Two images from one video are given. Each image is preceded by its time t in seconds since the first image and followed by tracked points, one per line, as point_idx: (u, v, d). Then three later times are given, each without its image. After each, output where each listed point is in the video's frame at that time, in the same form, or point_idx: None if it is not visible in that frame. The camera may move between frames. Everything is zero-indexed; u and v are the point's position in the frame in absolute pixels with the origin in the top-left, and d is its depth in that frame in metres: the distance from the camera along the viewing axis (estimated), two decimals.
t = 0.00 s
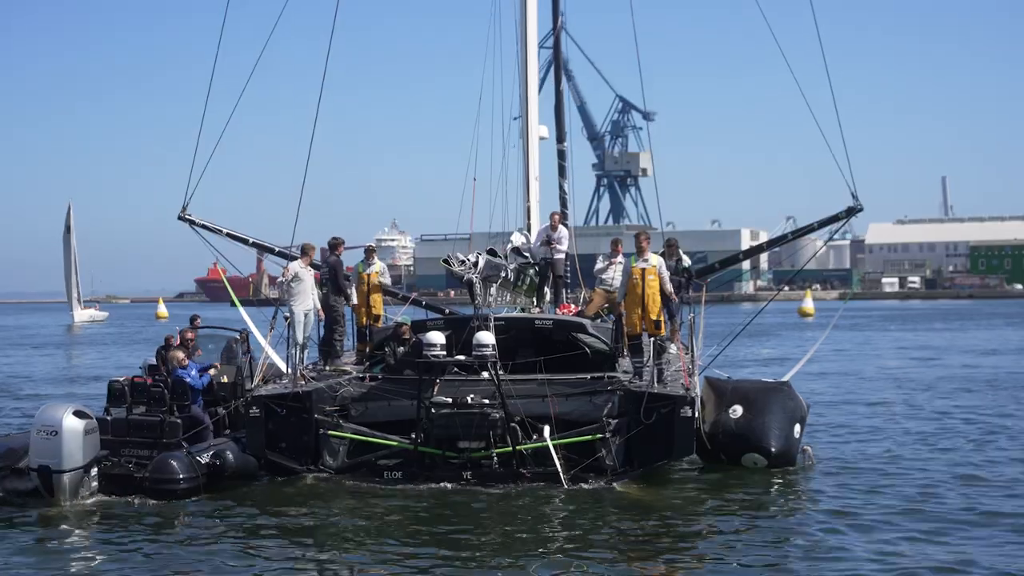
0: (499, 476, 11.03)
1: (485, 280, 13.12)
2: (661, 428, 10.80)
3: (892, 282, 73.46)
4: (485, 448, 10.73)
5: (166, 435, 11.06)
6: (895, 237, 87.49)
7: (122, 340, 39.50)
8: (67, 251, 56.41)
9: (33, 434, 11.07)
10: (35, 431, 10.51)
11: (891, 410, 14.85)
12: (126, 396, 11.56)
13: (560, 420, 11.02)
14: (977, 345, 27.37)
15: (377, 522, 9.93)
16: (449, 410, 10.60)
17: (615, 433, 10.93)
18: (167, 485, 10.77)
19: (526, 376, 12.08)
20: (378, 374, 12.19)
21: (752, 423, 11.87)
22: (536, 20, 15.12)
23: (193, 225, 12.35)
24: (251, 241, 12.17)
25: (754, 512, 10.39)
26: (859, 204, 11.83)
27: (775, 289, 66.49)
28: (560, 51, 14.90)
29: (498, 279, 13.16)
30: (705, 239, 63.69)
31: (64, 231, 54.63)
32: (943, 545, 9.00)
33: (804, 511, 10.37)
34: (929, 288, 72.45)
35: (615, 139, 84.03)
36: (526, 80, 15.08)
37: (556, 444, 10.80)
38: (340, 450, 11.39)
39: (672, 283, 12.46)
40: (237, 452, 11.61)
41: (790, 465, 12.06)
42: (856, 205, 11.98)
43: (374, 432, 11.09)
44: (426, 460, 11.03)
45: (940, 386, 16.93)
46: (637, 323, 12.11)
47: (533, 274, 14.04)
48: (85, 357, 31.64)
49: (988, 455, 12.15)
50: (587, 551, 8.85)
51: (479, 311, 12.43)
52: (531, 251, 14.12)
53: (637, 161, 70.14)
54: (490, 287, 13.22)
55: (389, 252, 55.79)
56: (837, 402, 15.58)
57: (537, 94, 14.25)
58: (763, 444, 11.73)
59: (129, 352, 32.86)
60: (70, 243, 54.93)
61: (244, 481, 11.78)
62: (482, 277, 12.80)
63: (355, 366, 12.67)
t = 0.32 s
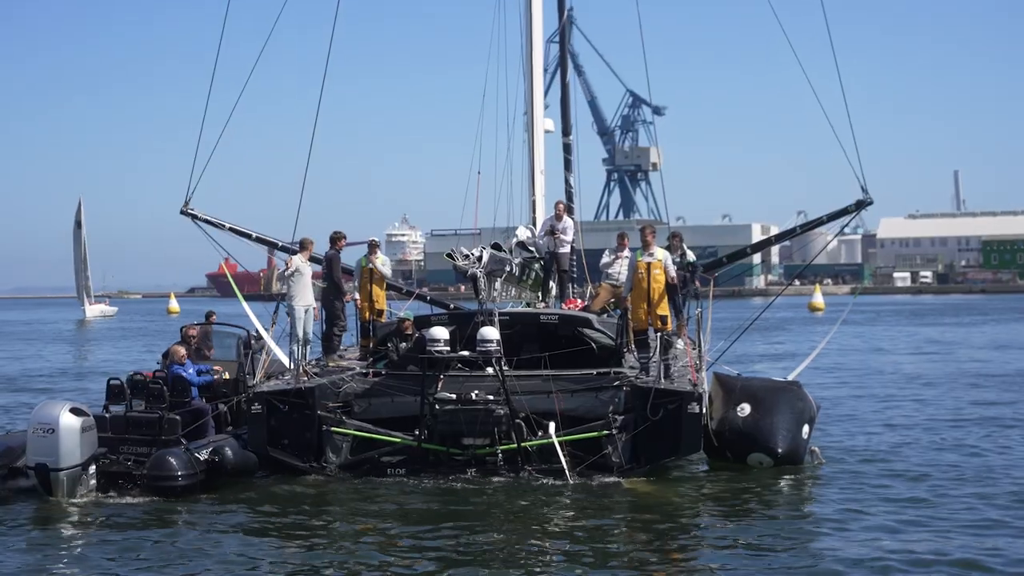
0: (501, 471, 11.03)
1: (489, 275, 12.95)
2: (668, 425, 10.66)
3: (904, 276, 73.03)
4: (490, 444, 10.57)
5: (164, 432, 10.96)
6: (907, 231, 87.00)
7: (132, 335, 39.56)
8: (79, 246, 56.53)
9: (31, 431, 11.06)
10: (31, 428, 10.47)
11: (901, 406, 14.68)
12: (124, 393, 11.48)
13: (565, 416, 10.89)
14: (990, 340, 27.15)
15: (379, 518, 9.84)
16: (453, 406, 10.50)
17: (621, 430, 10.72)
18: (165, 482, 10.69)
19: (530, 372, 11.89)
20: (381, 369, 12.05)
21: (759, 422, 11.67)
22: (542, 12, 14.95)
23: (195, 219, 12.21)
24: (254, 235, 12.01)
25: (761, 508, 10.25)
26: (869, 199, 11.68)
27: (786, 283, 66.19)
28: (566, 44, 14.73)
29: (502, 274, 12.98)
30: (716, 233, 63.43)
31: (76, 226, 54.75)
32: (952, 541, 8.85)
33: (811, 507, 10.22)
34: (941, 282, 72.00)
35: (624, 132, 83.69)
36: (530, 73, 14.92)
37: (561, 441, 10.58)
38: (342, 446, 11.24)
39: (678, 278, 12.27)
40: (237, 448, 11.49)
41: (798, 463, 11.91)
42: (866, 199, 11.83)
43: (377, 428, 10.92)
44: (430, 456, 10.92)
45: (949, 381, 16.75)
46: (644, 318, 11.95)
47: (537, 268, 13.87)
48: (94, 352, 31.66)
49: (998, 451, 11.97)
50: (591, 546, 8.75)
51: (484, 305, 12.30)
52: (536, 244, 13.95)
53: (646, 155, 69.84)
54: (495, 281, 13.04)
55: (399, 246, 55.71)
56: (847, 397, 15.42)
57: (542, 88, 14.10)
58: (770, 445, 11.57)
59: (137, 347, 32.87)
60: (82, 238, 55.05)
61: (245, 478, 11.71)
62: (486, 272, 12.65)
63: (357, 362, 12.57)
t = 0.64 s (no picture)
0: (509, 467, 10.93)
1: (498, 269, 12.73)
2: (679, 422, 10.48)
3: (920, 276, 72.54)
4: (497, 441, 10.55)
5: (167, 424, 11.06)
6: (923, 230, 86.43)
7: (145, 327, 39.67)
8: (94, 238, 56.70)
9: (31, 424, 11.15)
10: (32, 422, 10.57)
11: (915, 405, 14.45)
12: (127, 386, 11.56)
13: (573, 413, 10.74)
14: (1005, 341, 26.88)
15: (383, 513, 9.75)
16: (460, 402, 10.33)
17: (631, 427, 10.62)
18: (167, 476, 10.66)
19: (539, 367, 11.66)
20: (388, 364, 11.88)
21: (770, 420, 11.51)
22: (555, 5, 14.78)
23: (201, 210, 12.07)
24: (261, 228, 11.81)
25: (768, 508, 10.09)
26: (885, 196, 11.54)
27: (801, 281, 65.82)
28: (579, 37, 14.56)
29: (512, 268, 12.84)
30: (730, 231, 63.09)
31: (92, 217, 54.92)
32: (963, 544, 8.65)
33: (819, 507, 10.05)
34: (958, 281, 71.41)
35: (641, 128, 83.38)
36: (543, 66, 14.74)
37: (569, 438, 10.51)
38: (348, 442, 11.07)
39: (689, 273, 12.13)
40: (240, 441, 11.60)
41: (809, 463, 11.74)
42: (882, 196, 11.71)
43: (384, 424, 10.82)
44: (437, 453, 10.77)
45: (966, 380, 16.49)
46: (654, 315, 11.81)
47: (548, 263, 13.73)
48: (106, 343, 31.76)
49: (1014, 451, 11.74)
50: (594, 544, 8.64)
51: (493, 300, 12.12)
52: (546, 239, 13.71)
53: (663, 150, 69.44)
54: (504, 277, 12.89)
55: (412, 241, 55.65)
56: (860, 396, 15.22)
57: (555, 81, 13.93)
58: (782, 443, 11.41)
59: (152, 338, 33.02)
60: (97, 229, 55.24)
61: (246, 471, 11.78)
62: (495, 266, 12.49)
63: (364, 356, 12.39)
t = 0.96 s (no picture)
0: (523, 434, 14.22)
1: (513, 279, 16.16)
2: (656, 403, 13.70)
3: (908, 292, 75.83)
4: (513, 414, 13.78)
5: (254, 402, 14.37)
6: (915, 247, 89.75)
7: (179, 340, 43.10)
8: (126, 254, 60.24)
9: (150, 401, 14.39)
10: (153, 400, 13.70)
11: (851, 408, 17.68)
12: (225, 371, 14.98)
13: (573, 391, 13.94)
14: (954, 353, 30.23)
15: (425, 469, 12.98)
16: (484, 383, 13.59)
17: (618, 403, 13.92)
18: (253, 442, 13.85)
19: (546, 356, 14.97)
20: (428, 353, 15.28)
21: (727, 397, 14.40)
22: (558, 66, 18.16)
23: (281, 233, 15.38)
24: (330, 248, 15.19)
25: (718, 463, 13.26)
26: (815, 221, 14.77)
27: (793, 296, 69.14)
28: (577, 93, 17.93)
29: (524, 277, 16.26)
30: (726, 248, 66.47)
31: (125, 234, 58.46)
32: (853, 489, 11.84)
33: (757, 464, 13.23)
34: (946, 294, 74.57)
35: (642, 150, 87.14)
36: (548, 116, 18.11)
37: (569, 412, 13.78)
38: (396, 414, 14.29)
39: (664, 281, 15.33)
40: (310, 416, 14.69)
41: (758, 430, 14.72)
42: (813, 221, 14.92)
43: (424, 400, 14.14)
44: (466, 423, 14.08)
45: (899, 392, 19.75)
46: (636, 314, 15.13)
47: (553, 274, 17.08)
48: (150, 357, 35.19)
49: (917, 438, 14.95)
50: (582, 485, 11.85)
51: (509, 303, 15.45)
52: (552, 254, 17.08)
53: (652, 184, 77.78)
54: (518, 284, 16.33)
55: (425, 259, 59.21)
56: (805, 401, 18.50)
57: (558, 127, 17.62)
58: (737, 415, 14.30)
59: (192, 353, 36.39)
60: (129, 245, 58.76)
61: (316, 440, 14.86)
62: (511, 276, 15.87)
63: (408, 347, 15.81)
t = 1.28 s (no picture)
0: (530, 436, 13.87)
1: (522, 279, 15.82)
2: (663, 406, 13.50)
3: (923, 297, 75.31)
4: (519, 416, 13.52)
5: (259, 400, 14.17)
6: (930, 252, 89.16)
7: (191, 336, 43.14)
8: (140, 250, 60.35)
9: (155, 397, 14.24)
10: (157, 396, 13.54)
11: (865, 414, 17.41)
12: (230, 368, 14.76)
13: (581, 394, 13.66)
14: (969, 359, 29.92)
15: (433, 470, 12.73)
16: (491, 384, 13.40)
17: (626, 406, 13.55)
18: (256, 442, 13.64)
19: (554, 357, 14.80)
20: (435, 352, 15.13)
21: (738, 401, 14.15)
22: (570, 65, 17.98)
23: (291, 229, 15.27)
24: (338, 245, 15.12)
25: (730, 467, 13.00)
26: (829, 224, 14.48)
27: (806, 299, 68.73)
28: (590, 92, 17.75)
29: (533, 278, 15.90)
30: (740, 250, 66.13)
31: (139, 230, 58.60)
32: (867, 496, 11.58)
33: (768, 469, 12.98)
34: (960, 299, 74.03)
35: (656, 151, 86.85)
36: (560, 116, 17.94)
37: (577, 415, 13.56)
38: (401, 414, 14.05)
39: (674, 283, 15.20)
40: (315, 416, 14.47)
41: (768, 436, 14.40)
42: (827, 224, 14.62)
43: (430, 400, 13.97)
44: (471, 424, 13.83)
45: (914, 398, 19.47)
46: (647, 316, 14.83)
47: (564, 275, 16.90)
48: (160, 353, 35.18)
49: (932, 444, 14.68)
50: (590, 488, 11.63)
51: (517, 303, 15.36)
52: (563, 254, 16.83)
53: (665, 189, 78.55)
54: (526, 284, 15.96)
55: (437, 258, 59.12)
56: (819, 406, 18.25)
57: (570, 127, 17.67)
58: (746, 419, 14.06)
59: (201, 350, 36.33)
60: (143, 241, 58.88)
61: (322, 440, 14.71)
62: (519, 276, 15.68)
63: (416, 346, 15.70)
